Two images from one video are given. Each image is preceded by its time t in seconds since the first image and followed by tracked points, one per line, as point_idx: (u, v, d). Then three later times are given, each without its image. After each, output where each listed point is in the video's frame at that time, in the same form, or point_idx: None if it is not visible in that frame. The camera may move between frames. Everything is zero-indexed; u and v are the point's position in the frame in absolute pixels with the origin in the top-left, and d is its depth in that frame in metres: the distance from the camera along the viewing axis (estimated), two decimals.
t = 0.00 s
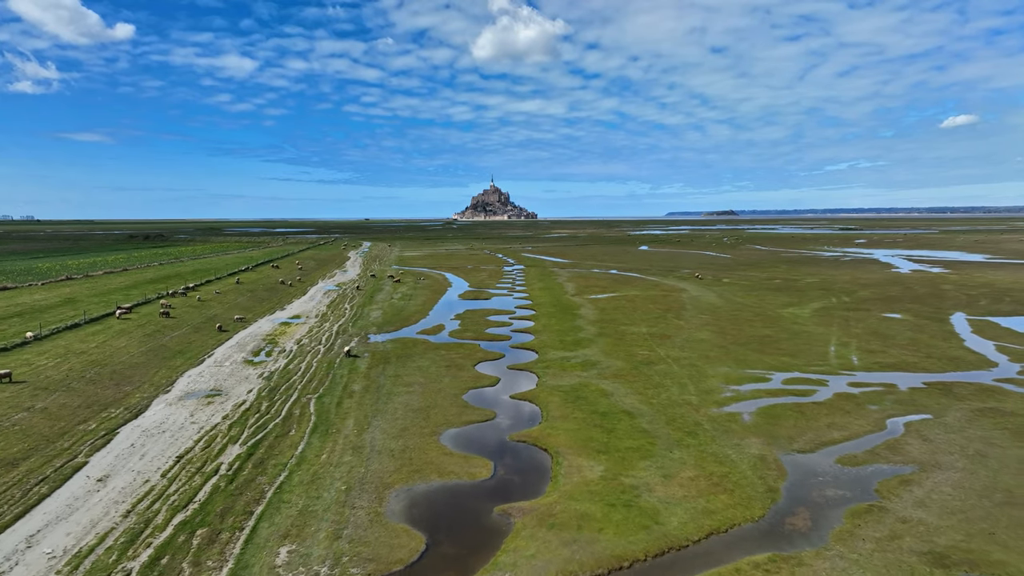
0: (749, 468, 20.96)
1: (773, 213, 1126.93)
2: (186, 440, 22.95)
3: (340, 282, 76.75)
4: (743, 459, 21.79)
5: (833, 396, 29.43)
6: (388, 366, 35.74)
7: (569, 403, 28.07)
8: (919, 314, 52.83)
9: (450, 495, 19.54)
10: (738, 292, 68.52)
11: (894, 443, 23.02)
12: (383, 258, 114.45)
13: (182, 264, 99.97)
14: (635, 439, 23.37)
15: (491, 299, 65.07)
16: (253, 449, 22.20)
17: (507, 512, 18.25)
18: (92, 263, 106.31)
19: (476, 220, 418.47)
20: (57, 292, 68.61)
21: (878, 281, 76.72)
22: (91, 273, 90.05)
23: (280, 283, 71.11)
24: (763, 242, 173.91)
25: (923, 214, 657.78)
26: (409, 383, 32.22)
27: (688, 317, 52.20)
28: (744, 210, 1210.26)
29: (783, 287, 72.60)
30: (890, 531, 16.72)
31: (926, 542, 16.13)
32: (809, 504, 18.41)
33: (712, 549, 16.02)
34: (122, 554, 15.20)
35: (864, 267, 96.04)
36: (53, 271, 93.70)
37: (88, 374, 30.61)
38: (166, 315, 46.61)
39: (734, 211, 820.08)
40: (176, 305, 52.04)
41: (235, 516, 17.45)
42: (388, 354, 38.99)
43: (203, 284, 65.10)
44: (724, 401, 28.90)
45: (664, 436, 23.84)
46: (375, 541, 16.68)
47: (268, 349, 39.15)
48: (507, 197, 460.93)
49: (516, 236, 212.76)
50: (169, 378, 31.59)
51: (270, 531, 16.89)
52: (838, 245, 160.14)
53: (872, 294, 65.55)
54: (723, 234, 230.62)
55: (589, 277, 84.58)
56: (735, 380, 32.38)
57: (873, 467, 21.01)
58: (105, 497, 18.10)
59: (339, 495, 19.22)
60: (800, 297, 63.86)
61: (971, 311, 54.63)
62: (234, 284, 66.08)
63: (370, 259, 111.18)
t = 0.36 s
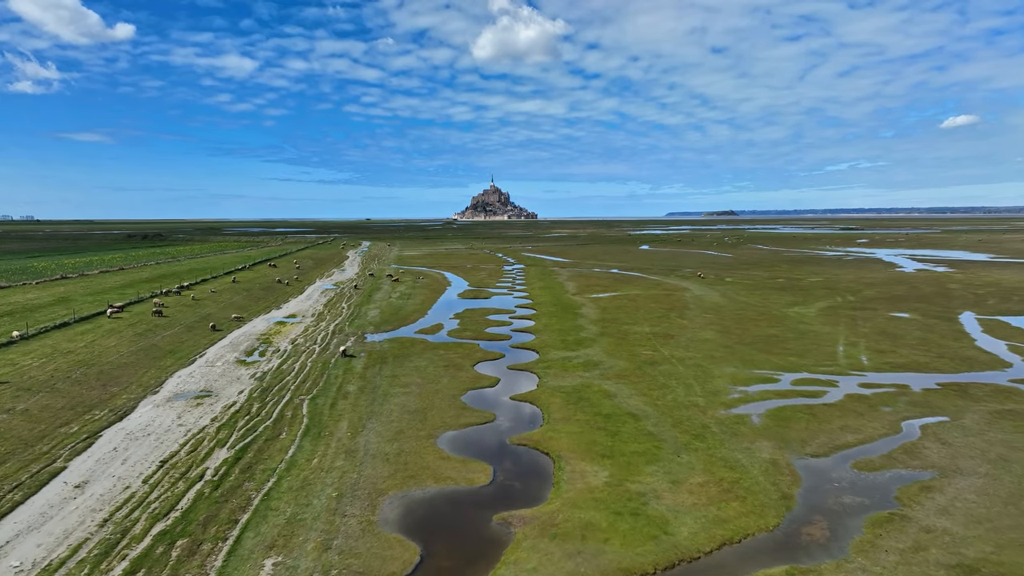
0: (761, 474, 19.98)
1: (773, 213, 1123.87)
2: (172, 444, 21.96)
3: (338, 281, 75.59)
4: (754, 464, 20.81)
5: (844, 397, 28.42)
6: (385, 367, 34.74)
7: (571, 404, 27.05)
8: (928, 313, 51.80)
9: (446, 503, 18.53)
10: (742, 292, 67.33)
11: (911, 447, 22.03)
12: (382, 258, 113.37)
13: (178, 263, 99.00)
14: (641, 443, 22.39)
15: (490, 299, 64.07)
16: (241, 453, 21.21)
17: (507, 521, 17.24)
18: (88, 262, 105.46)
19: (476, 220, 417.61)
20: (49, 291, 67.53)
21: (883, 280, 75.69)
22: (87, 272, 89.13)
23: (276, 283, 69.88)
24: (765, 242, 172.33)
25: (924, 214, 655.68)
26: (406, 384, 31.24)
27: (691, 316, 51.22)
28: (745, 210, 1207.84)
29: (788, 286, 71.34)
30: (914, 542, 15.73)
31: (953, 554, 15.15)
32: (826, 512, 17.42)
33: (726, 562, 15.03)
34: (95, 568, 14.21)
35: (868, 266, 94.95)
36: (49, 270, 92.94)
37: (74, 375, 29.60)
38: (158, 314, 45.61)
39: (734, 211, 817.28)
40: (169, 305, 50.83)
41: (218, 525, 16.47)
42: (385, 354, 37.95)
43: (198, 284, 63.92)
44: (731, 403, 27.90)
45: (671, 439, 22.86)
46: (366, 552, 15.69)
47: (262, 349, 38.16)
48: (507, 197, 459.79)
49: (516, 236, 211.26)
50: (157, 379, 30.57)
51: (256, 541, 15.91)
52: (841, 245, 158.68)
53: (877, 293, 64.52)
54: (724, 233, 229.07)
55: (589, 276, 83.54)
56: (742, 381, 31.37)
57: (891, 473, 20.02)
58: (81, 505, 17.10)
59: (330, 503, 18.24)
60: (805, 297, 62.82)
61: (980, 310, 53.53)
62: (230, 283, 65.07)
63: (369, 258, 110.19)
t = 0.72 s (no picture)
0: (774, 481, 18.97)
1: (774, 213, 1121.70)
2: (155, 448, 20.96)
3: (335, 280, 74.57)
4: (767, 470, 19.81)
5: (856, 399, 27.40)
6: (381, 367, 33.74)
7: (573, 407, 26.03)
8: (936, 313, 50.75)
9: (442, 512, 17.50)
10: (745, 291, 66.24)
11: (930, 452, 21.02)
12: (381, 257, 112.37)
13: (175, 262, 98.19)
14: (647, 447, 21.41)
15: (490, 298, 63.10)
16: (227, 458, 20.21)
17: (506, 532, 16.21)
18: (84, 262, 104.80)
19: (476, 220, 416.80)
20: (43, 290, 66.67)
21: (888, 279, 74.72)
22: (82, 271, 88.35)
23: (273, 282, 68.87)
24: (767, 241, 170.36)
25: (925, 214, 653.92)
26: (403, 385, 30.25)
27: (695, 316, 50.19)
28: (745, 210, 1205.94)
29: (792, 285, 70.22)
30: (941, 555, 14.73)
31: (985, 569, 14.15)
32: (846, 522, 16.42)
33: None
34: None
35: (872, 265, 94.01)
36: (45, 270, 92.34)
37: (59, 376, 28.61)
38: (150, 313, 44.65)
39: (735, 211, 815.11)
40: (162, 304, 49.76)
41: (199, 536, 15.46)
42: (381, 354, 36.93)
43: (193, 283, 62.96)
44: (740, 405, 26.88)
45: (679, 444, 21.87)
46: (356, 566, 14.67)
47: (255, 349, 37.17)
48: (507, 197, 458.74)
49: (516, 235, 210.24)
50: (145, 379, 29.57)
51: (238, 554, 14.92)
52: (843, 245, 157.44)
53: (883, 292, 63.56)
54: (725, 233, 227.48)
55: (590, 275, 82.55)
56: (750, 383, 30.36)
57: (911, 479, 19.01)
58: (54, 515, 16.10)
59: (319, 512, 17.25)
60: (809, 296, 61.83)
61: (989, 309, 52.73)
62: (225, 282, 64.13)
63: (367, 258, 109.32)
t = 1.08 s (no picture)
0: (789, 488, 17.93)
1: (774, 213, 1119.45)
2: (136, 454, 19.92)
3: (332, 280, 73.45)
4: (780, 477, 18.77)
5: (870, 401, 26.35)
6: (376, 368, 32.68)
7: (576, 409, 24.97)
8: (945, 312, 49.74)
9: (437, 522, 16.47)
10: (749, 291, 65.12)
11: (952, 457, 19.99)
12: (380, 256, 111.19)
13: (171, 261, 96.99)
14: (654, 452, 20.37)
15: (490, 297, 62.09)
16: (211, 464, 19.17)
17: (505, 544, 15.16)
18: (78, 261, 103.41)
19: (475, 220, 415.67)
20: (36, 289, 65.67)
21: (894, 279, 73.67)
22: (76, 270, 87.14)
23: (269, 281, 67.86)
24: (768, 241, 168.32)
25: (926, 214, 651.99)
26: (399, 386, 29.21)
27: (699, 315, 49.18)
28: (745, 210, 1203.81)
29: (796, 285, 69.16)
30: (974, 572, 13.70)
31: None
32: (868, 534, 15.39)
33: None
34: None
35: (876, 265, 92.85)
36: (38, 269, 90.91)
37: (41, 377, 27.57)
38: (141, 312, 43.62)
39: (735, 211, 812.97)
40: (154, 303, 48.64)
41: (176, 550, 14.42)
42: (377, 354, 35.87)
43: (187, 281, 61.95)
44: (749, 407, 25.84)
45: (687, 448, 20.83)
46: None
47: (247, 349, 36.12)
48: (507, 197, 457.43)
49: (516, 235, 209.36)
50: (131, 380, 28.52)
51: (217, 569, 13.89)
52: (846, 245, 156.38)
53: (889, 292, 62.49)
54: (726, 233, 225.80)
55: (591, 274, 81.43)
56: (759, 384, 29.28)
57: (935, 487, 17.96)
58: (22, 526, 15.09)
59: (306, 522, 16.21)
60: (815, 295, 60.76)
61: (998, 309, 51.71)
62: (220, 281, 63.07)
63: (366, 257, 108.10)
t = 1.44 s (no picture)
0: (807, 497, 16.85)
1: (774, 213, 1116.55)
2: (114, 460, 18.81)
3: (329, 279, 72.32)
4: (797, 484, 17.68)
5: (885, 403, 25.25)
6: (372, 369, 31.58)
7: (579, 412, 23.89)
8: (955, 311, 48.68)
9: (432, 534, 15.37)
10: (753, 290, 64.02)
11: (977, 463, 18.92)
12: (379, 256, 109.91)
13: (167, 261, 95.80)
14: (662, 458, 19.31)
15: (490, 296, 61.01)
16: (193, 471, 18.05)
17: (504, 560, 14.07)
18: (73, 260, 102.14)
19: (475, 219, 414.45)
20: (28, 288, 64.76)
21: (900, 278, 72.57)
22: (71, 270, 85.97)
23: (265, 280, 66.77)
24: (770, 241, 165.61)
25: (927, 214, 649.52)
26: (395, 388, 28.16)
27: (703, 314, 48.09)
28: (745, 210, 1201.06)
29: (801, 284, 68.06)
30: None
31: None
32: (895, 549, 14.33)
33: None
34: None
35: (881, 264, 91.60)
36: (32, 269, 89.66)
37: (22, 378, 26.49)
38: (132, 312, 42.56)
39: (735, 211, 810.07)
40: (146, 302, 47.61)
41: (148, 567, 13.35)
42: (372, 355, 34.77)
43: (181, 280, 60.89)
44: (759, 410, 24.75)
45: (697, 454, 19.77)
46: None
47: (239, 350, 35.02)
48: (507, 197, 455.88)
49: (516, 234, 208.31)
50: (116, 382, 27.44)
51: None
52: (849, 245, 155.03)
53: (897, 291, 61.39)
54: (727, 233, 223.67)
55: (592, 273, 80.30)
56: (768, 386, 28.21)
57: (961, 495, 16.90)
58: None
59: (291, 535, 15.13)
60: (821, 295, 59.66)
61: (1009, 308, 50.64)
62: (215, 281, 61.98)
63: (365, 256, 106.85)
